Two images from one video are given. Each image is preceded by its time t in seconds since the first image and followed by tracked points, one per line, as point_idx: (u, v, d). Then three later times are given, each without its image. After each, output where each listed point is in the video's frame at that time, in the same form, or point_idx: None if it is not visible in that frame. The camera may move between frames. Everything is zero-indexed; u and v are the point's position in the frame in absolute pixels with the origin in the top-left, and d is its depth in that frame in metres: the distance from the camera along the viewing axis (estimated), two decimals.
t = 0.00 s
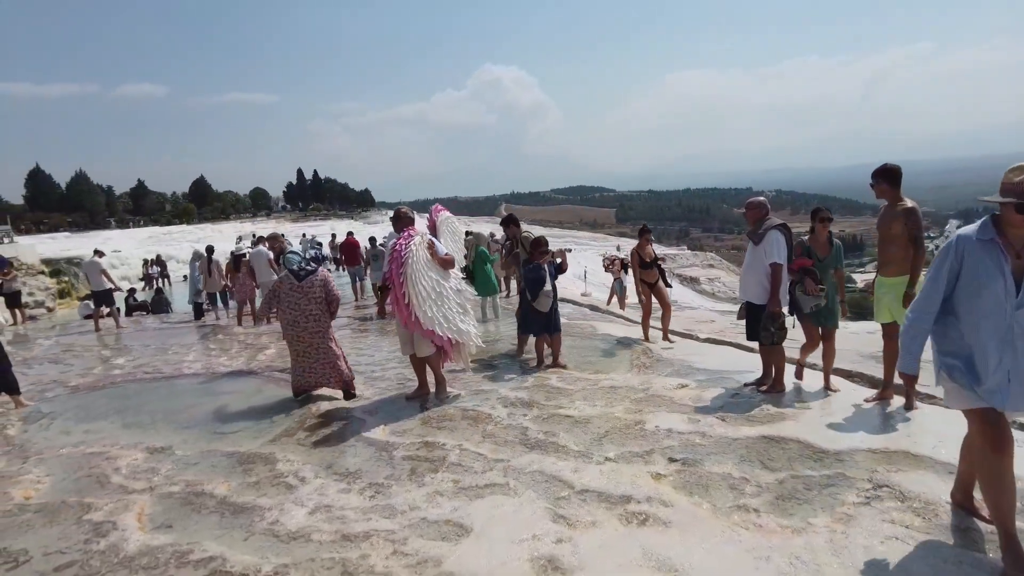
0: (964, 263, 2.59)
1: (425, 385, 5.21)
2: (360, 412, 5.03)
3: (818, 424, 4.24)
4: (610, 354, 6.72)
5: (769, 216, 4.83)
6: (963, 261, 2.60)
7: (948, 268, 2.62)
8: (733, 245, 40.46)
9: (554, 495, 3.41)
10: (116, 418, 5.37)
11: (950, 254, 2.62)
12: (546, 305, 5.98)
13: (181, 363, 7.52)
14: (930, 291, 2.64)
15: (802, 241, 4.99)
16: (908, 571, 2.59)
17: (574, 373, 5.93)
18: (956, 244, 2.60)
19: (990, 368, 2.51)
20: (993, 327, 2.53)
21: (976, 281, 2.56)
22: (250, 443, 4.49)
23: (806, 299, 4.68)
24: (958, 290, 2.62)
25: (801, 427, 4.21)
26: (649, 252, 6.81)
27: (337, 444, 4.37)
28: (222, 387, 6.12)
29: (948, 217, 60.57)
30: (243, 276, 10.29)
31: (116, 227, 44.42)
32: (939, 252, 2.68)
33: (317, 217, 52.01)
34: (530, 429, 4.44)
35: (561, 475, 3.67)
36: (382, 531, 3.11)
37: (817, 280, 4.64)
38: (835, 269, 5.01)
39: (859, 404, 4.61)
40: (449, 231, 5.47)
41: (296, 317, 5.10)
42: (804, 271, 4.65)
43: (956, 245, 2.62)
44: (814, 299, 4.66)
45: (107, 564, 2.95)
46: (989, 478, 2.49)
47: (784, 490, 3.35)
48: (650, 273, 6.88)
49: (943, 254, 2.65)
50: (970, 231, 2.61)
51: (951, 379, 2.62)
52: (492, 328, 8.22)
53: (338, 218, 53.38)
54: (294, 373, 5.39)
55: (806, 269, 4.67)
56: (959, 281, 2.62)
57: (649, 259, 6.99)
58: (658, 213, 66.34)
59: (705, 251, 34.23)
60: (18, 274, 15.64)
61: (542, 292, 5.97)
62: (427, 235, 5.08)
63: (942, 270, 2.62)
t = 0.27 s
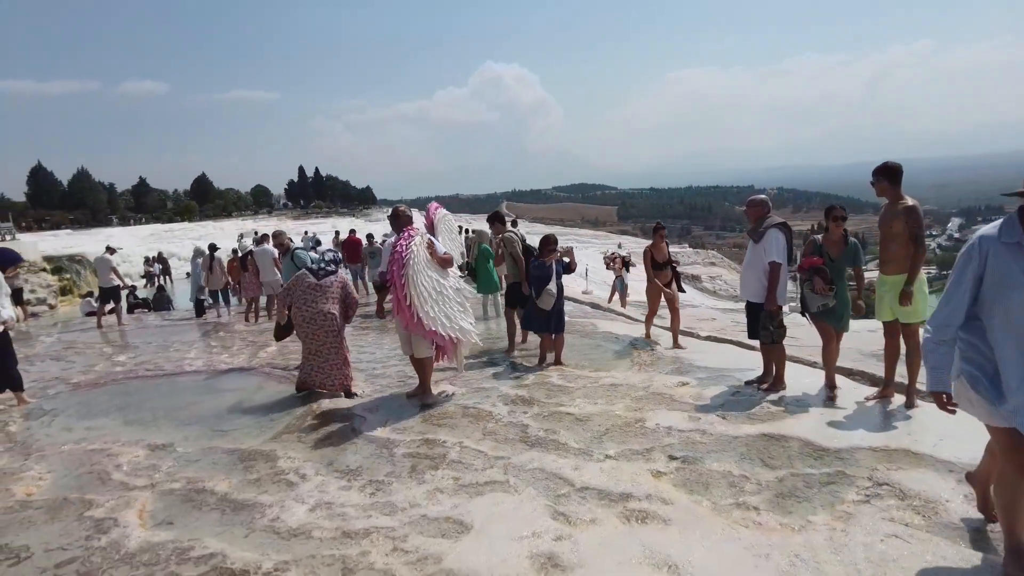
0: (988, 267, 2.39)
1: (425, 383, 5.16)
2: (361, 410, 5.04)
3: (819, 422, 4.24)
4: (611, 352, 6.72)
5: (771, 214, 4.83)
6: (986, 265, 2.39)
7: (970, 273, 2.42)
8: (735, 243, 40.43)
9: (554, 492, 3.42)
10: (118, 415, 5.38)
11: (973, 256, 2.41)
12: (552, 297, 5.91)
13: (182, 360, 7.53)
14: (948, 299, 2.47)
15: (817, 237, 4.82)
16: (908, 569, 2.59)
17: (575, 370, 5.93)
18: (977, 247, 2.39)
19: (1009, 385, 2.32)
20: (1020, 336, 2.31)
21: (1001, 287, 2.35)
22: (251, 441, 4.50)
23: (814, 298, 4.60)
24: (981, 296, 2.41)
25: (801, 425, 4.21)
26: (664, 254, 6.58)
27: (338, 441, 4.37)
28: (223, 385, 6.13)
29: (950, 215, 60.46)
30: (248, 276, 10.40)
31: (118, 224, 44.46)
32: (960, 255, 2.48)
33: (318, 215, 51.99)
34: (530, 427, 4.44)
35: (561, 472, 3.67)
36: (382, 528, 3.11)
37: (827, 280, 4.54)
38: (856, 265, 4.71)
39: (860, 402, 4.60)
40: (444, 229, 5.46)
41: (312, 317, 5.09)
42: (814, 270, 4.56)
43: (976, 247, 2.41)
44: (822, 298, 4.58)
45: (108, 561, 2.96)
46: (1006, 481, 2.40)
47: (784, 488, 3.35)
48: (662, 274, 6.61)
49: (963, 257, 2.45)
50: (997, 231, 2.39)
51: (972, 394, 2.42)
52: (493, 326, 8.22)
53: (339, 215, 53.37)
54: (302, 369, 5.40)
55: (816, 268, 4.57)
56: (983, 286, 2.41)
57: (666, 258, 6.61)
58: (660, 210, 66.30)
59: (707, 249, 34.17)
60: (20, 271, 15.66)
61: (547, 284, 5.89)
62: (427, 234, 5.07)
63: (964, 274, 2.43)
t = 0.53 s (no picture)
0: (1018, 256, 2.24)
1: (423, 382, 5.11)
2: (359, 407, 5.04)
3: (817, 420, 4.24)
4: (609, 350, 6.72)
5: (770, 212, 4.82)
6: (1015, 254, 2.25)
7: (1003, 265, 2.25)
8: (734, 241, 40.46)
9: (551, 489, 3.42)
10: (116, 411, 5.38)
11: (1003, 245, 2.25)
12: (552, 297, 5.88)
13: (181, 357, 7.53)
14: (985, 295, 2.26)
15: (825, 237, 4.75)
16: (904, 568, 2.59)
17: (573, 368, 5.94)
18: (1007, 236, 2.24)
19: None
20: None
21: None
22: (249, 438, 4.50)
23: (828, 301, 4.49)
24: (1016, 287, 2.25)
25: (799, 423, 4.22)
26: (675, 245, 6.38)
27: (336, 439, 4.37)
28: (221, 382, 6.13)
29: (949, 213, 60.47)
30: (248, 272, 10.41)
31: (117, 222, 44.42)
32: (982, 246, 2.31)
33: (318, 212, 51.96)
34: (528, 424, 4.45)
35: (559, 469, 3.67)
36: (379, 525, 3.12)
37: (841, 281, 4.44)
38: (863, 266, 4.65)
39: (857, 400, 4.61)
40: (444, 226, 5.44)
41: (318, 311, 5.08)
42: (827, 270, 4.47)
43: (1003, 236, 2.26)
44: (836, 301, 4.47)
45: (106, 557, 2.96)
46: (1006, 490, 2.39)
47: (781, 486, 3.36)
48: (672, 265, 6.44)
49: (991, 248, 2.27)
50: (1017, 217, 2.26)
51: None
52: (492, 324, 8.22)
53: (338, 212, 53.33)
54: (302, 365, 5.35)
55: (828, 269, 4.47)
56: (1016, 276, 2.25)
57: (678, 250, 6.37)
58: (659, 208, 66.31)
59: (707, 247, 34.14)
60: (19, 268, 15.65)
61: (548, 284, 5.86)
62: (424, 234, 5.04)
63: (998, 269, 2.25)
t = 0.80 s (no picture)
0: None
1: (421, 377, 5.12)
2: (355, 404, 5.04)
3: (812, 418, 4.25)
4: (606, 348, 6.73)
5: (767, 210, 4.82)
6: None
7: None
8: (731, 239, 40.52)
9: (548, 487, 3.43)
10: (113, 408, 5.38)
11: None
12: (548, 293, 5.86)
13: (177, 354, 7.52)
14: (1015, 295, 2.31)
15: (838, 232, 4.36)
16: (897, 565, 2.60)
17: (570, 366, 5.94)
18: None
19: None
20: None
21: None
22: (245, 435, 4.50)
23: (846, 304, 4.18)
24: None
25: (794, 421, 4.23)
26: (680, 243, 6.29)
27: (332, 436, 4.37)
28: (218, 379, 6.13)
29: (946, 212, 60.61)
30: (246, 269, 10.41)
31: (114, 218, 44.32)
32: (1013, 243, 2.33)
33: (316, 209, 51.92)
34: (524, 421, 4.46)
35: (555, 467, 3.68)
36: (375, 522, 3.12)
37: (858, 281, 4.12)
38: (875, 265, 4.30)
39: (852, 398, 4.62)
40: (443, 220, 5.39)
41: (323, 309, 5.07)
42: (843, 271, 4.16)
43: None
44: (854, 304, 4.16)
45: (101, 554, 2.96)
46: (1022, 490, 2.36)
47: (776, 484, 3.37)
48: (679, 269, 6.27)
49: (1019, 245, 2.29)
50: None
51: None
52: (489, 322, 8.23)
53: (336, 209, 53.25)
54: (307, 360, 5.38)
55: (844, 269, 4.17)
56: None
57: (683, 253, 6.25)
58: (657, 206, 66.32)
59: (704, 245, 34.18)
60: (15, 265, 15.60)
61: (545, 281, 5.84)
62: (422, 231, 5.04)
63: None
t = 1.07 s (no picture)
0: None
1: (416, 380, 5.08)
2: (349, 402, 5.03)
3: (805, 417, 4.28)
4: (600, 346, 6.75)
5: (760, 210, 4.84)
6: None
7: None
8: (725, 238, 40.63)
9: (541, 484, 3.44)
10: (106, 406, 5.36)
11: None
12: (540, 291, 5.86)
13: (171, 351, 7.50)
14: None
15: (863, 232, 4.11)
16: (888, 562, 2.63)
17: (564, 364, 5.95)
18: None
19: None
20: None
21: None
22: (239, 432, 4.50)
23: (869, 310, 3.95)
24: None
25: (787, 420, 4.25)
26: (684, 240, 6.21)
27: (327, 434, 4.37)
28: (212, 376, 6.11)
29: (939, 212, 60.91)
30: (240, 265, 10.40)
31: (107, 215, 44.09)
32: None
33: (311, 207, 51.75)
34: (519, 419, 4.46)
35: (549, 465, 3.69)
36: (369, 520, 3.13)
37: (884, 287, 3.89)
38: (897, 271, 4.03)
39: (844, 397, 4.65)
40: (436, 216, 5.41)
41: (324, 308, 5.08)
42: (868, 275, 3.92)
43: None
44: (878, 310, 3.93)
45: (95, 551, 2.95)
46: None
47: (769, 482, 3.39)
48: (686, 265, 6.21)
49: None
50: None
51: None
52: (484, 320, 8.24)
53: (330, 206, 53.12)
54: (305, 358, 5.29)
55: (870, 272, 3.93)
56: None
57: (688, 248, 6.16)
58: (652, 205, 66.42)
59: (699, 244, 34.25)
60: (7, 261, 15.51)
61: (539, 279, 5.84)
62: (417, 229, 4.96)
63: None
